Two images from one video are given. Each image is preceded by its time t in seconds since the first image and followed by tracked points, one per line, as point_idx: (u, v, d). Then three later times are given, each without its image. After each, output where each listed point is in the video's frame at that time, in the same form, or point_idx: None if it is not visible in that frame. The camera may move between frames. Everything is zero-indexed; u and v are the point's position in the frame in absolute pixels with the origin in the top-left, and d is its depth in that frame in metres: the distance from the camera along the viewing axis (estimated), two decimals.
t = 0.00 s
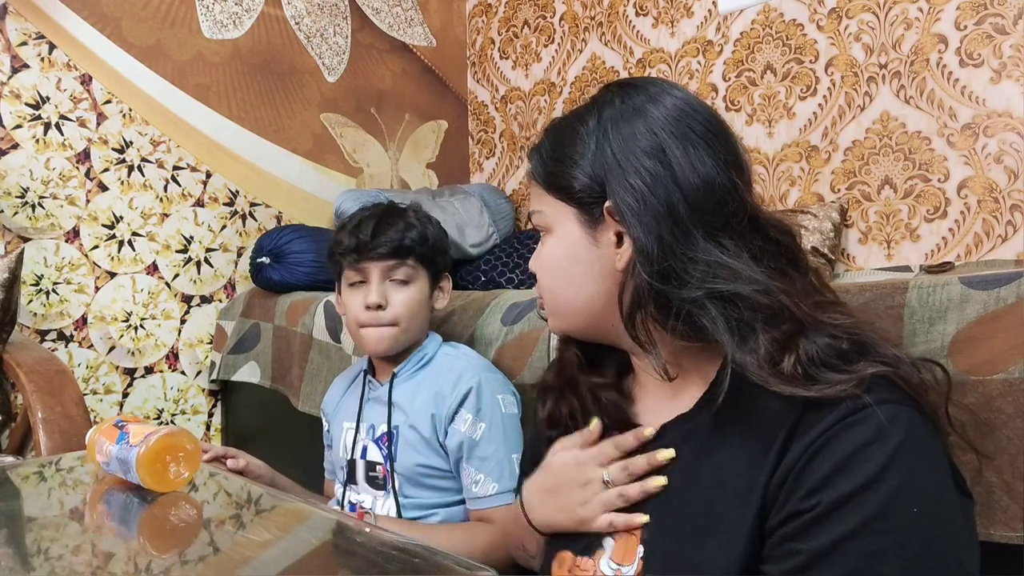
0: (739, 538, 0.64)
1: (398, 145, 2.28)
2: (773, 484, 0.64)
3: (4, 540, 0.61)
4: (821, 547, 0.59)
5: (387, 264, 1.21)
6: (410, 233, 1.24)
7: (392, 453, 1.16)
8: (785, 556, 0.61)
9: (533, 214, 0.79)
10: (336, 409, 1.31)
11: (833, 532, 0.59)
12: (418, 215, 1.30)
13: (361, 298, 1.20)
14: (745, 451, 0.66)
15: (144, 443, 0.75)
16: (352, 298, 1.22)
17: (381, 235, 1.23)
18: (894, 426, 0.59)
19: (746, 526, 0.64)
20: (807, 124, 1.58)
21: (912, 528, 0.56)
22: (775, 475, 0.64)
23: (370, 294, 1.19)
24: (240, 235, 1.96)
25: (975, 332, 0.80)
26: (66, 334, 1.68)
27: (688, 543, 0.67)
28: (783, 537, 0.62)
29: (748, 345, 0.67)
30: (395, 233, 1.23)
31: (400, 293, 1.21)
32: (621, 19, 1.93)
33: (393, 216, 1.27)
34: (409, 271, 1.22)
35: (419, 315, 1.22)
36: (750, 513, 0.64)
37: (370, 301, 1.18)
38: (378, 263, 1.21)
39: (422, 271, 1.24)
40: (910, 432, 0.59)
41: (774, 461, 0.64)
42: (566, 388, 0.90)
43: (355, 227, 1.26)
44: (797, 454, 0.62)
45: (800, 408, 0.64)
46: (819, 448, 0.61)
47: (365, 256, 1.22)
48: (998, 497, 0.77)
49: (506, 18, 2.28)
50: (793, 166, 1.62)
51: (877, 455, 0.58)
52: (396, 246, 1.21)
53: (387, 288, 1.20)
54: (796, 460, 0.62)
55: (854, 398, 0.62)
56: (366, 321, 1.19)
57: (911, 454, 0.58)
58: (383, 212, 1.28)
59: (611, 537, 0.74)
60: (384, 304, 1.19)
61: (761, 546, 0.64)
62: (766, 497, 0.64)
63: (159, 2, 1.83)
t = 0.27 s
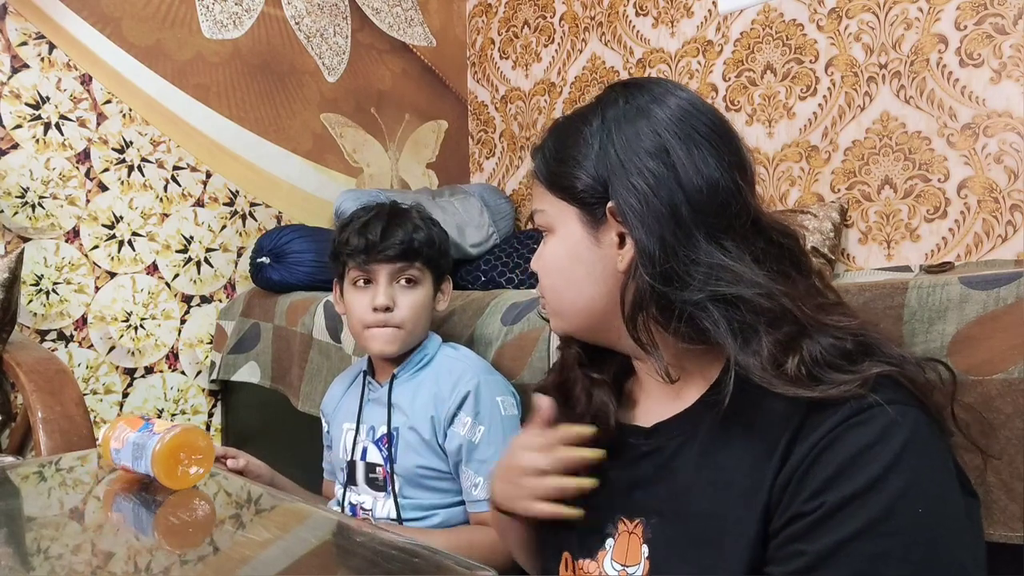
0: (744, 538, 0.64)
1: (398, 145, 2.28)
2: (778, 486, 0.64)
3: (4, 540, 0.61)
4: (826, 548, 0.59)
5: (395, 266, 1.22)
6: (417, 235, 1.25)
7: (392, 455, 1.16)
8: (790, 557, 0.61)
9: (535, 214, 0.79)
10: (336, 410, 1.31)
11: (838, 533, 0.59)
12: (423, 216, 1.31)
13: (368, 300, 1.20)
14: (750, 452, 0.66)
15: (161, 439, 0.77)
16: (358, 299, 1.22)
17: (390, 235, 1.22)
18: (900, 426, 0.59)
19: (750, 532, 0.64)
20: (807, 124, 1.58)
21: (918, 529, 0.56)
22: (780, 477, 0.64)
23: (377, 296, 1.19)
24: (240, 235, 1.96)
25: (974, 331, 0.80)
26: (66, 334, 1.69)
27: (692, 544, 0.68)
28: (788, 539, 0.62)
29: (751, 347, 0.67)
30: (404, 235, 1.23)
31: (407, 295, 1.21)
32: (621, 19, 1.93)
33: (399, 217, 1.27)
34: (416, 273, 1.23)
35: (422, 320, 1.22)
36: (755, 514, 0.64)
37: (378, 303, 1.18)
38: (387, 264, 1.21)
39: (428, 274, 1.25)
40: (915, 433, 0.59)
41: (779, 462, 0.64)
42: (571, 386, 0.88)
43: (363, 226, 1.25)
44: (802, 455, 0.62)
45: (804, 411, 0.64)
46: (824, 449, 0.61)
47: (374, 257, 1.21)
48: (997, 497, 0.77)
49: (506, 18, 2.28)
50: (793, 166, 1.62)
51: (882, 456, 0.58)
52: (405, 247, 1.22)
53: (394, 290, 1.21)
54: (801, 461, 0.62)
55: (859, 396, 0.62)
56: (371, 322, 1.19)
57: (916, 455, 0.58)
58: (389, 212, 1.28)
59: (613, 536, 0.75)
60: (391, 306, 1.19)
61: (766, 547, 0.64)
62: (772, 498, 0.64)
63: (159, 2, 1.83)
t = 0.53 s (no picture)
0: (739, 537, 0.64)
1: (398, 145, 2.28)
2: (771, 483, 0.63)
3: (4, 540, 0.61)
4: (819, 546, 0.59)
5: (369, 274, 1.21)
6: (388, 244, 1.22)
7: (392, 458, 1.16)
8: (784, 555, 0.61)
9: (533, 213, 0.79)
10: (337, 412, 1.31)
11: (830, 531, 0.58)
12: (403, 220, 1.28)
13: (346, 310, 1.22)
14: (742, 449, 0.66)
15: (172, 438, 0.77)
16: (339, 308, 1.24)
17: (358, 247, 1.21)
18: (892, 422, 0.59)
19: (742, 532, 0.64)
20: (807, 124, 1.58)
21: (912, 526, 0.55)
22: (773, 474, 0.63)
23: (352, 306, 1.20)
24: (240, 235, 1.96)
25: (974, 331, 0.80)
26: (66, 334, 1.69)
27: (685, 543, 0.67)
28: (781, 537, 0.62)
29: (743, 349, 0.67)
30: (373, 245, 1.22)
31: (383, 302, 1.21)
32: (621, 19, 1.93)
33: (374, 225, 1.25)
34: (391, 279, 1.22)
35: (408, 317, 1.22)
36: (749, 512, 0.64)
37: (352, 314, 1.19)
38: (360, 274, 1.21)
39: (406, 278, 1.24)
40: (908, 428, 0.58)
41: (772, 460, 0.64)
42: (566, 391, 0.89)
43: (338, 236, 1.25)
44: (794, 452, 0.62)
45: (796, 409, 0.64)
46: (816, 446, 0.61)
47: (345, 269, 1.22)
48: (997, 497, 0.77)
49: (506, 18, 2.28)
50: (793, 166, 1.62)
51: (874, 453, 0.58)
52: (374, 258, 1.20)
53: (369, 298, 1.21)
54: (793, 458, 0.62)
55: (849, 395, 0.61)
56: (351, 332, 1.21)
57: (910, 452, 0.57)
58: (366, 219, 1.26)
59: (607, 534, 0.74)
60: (365, 316, 1.19)
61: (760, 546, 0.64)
62: (765, 495, 0.64)
63: (159, 2, 1.83)
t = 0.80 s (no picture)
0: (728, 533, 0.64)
1: (398, 145, 2.28)
2: (756, 479, 0.64)
3: (4, 540, 0.61)
4: (804, 542, 0.58)
5: (382, 270, 1.21)
6: (400, 239, 1.23)
7: (393, 458, 1.16)
8: (771, 552, 0.61)
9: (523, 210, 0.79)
10: (337, 411, 1.31)
11: (815, 526, 0.58)
12: (413, 217, 1.29)
13: (356, 306, 1.21)
14: (728, 446, 0.66)
15: (160, 438, 0.77)
16: (347, 304, 1.23)
17: (371, 242, 1.22)
18: (873, 416, 0.59)
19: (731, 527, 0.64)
20: (807, 124, 1.58)
21: (894, 519, 0.55)
22: (758, 470, 0.64)
23: (364, 302, 1.20)
24: (240, 235, 1.96)
25: (974, 331, 0.80)
26: (66, 334, 1.69)
27: (676, 540, 0.68)
28: (767, 533, 0.61)
29: (727, 347, 0.67)
30: (386, 239, 1.22)
31: (395, 298, 1.21)
32: (621, 19, 1.93)
33: (385, 220, 1.25)
34: (403, 276, 1.23)
35: (416, 317, 1.22)
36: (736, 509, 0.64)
37: (364, 309, 1.19)
38: (372, 270, 1.21)
39: (417, 275, 1.24)
40: (889, 421, 0.58)
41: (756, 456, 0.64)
42: (557, 391, 0.89)
43: (348, 231, 1.25)
44: (778, 448, 0.62)
45: (777, 406, 0.65)
46: (799, 441, 0.61)
47: (357, 263, 1.22)
48: (997, 497, 0.77)
49: (506, 18, 2.28)
50: (793, 166, 1.62)
51: (856, 447, 0.58)
52: (388, 252, 1.21)
53: (381, 294, 1.21)
54: (777, 454, 0.62)
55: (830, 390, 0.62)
56: (361, 328, 1.20)
57: (891, 445, 0.57)
58: (376, 215, 1.27)
59: (597, 533, 0.75)
60: (378, 312, 1.19)
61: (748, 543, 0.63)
62: (751, 491, 0.64)
63: (159, 3, 1.83)
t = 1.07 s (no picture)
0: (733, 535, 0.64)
1: (398, 145, 2.28)
2: (761, 481, 0.64)
3: (4, 540, 0.61)
4: (809, 543, 0.59)
5: (394, 270, 1.22)
6: (391, 237, 1.22)
7: (393, 457, 1.16)
8: (775, 553, 0.61)
9: (535, 204, 0.76)
10: (337, 412, 1.31)
11: (820, 528, 0.59)
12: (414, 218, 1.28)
13: (370, 305, 1.21)
14: (733, 448, 0.67)
15: (148, 440, 0.76)
16: (359, 304, 1.23)
17: (363, 236, 1.23)
18: (878, 420, 0.59)
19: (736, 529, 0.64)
20: (807, 124, 1.58)
21: (899, 521, 0.56)
22: (763, 472, 0.64)
23: (382, 301, 1.20)
24: (240, 235, 1.96)
25: (975, 332, 0.80)
26: (66, 335, 1.69)
27: (680, 542, 0.67)
28: (772, 534, 0.62)
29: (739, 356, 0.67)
30: (377, 235, 1.22)
31: (409, 299, 1.21)
32: (621, 19, 1.93)
33: (383, 219, 1.25)
34: (416, 277, 1.23)
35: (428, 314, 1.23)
36: (741, 511, 0.64)
37: (382, 308, 1.19)
38: (386, 270, 1.22)
39: (426, 279, 1.25)
40: (894, 425, 0.59)
41: (761, 458, 0.64)
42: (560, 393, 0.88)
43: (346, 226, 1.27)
44: (783, 451, 0.63)
45: (783, 410, 0.65)
46: (804, 444, 0.62)
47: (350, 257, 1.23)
48: (998, 498, 0.77)
49: (506, 18, 2.28)
50: (793, 166, 1.62)
51: (861, 449, 0.58)
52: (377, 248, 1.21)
53: (397, 295, 1.21)
54: (782, 457, 0.63)
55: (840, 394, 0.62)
56: (374, 326, 1.20)
57: (896, 449, 0.58)
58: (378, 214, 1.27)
59: (601, 532, 0.74)
60: (396, 311, 1.19)
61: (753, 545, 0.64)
62: (757, 493, 0.64)
63: (159, 2, 1.83)
